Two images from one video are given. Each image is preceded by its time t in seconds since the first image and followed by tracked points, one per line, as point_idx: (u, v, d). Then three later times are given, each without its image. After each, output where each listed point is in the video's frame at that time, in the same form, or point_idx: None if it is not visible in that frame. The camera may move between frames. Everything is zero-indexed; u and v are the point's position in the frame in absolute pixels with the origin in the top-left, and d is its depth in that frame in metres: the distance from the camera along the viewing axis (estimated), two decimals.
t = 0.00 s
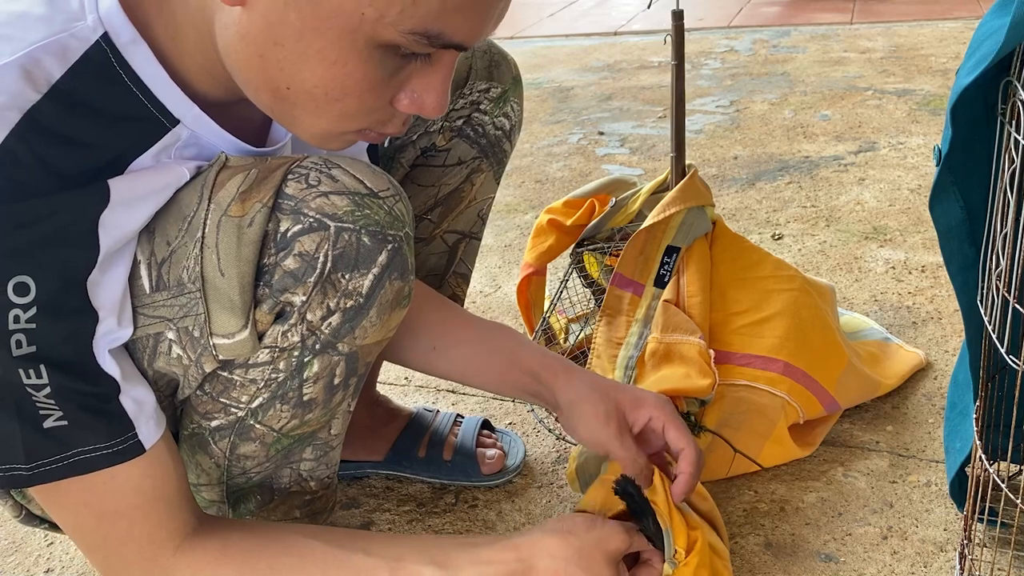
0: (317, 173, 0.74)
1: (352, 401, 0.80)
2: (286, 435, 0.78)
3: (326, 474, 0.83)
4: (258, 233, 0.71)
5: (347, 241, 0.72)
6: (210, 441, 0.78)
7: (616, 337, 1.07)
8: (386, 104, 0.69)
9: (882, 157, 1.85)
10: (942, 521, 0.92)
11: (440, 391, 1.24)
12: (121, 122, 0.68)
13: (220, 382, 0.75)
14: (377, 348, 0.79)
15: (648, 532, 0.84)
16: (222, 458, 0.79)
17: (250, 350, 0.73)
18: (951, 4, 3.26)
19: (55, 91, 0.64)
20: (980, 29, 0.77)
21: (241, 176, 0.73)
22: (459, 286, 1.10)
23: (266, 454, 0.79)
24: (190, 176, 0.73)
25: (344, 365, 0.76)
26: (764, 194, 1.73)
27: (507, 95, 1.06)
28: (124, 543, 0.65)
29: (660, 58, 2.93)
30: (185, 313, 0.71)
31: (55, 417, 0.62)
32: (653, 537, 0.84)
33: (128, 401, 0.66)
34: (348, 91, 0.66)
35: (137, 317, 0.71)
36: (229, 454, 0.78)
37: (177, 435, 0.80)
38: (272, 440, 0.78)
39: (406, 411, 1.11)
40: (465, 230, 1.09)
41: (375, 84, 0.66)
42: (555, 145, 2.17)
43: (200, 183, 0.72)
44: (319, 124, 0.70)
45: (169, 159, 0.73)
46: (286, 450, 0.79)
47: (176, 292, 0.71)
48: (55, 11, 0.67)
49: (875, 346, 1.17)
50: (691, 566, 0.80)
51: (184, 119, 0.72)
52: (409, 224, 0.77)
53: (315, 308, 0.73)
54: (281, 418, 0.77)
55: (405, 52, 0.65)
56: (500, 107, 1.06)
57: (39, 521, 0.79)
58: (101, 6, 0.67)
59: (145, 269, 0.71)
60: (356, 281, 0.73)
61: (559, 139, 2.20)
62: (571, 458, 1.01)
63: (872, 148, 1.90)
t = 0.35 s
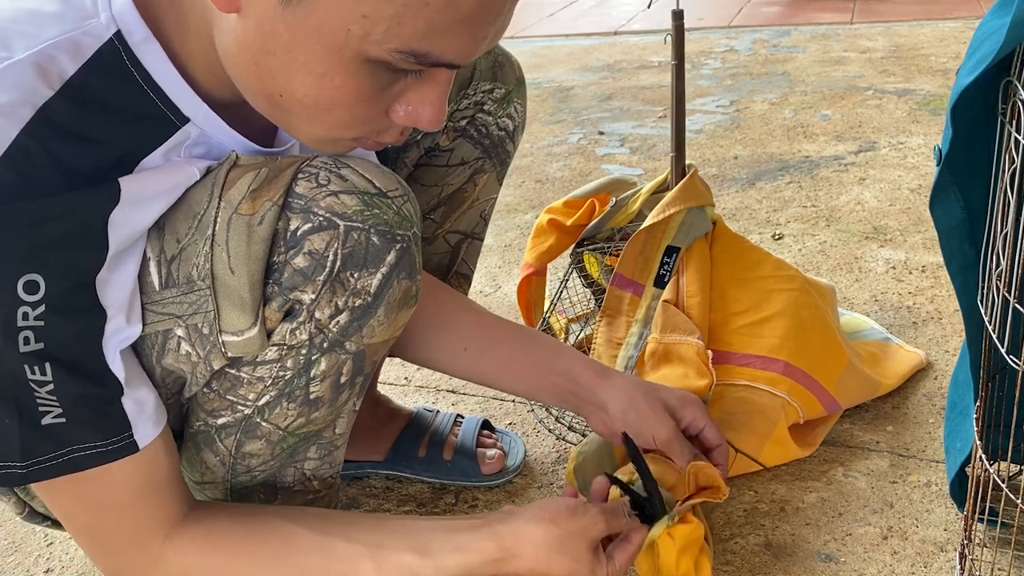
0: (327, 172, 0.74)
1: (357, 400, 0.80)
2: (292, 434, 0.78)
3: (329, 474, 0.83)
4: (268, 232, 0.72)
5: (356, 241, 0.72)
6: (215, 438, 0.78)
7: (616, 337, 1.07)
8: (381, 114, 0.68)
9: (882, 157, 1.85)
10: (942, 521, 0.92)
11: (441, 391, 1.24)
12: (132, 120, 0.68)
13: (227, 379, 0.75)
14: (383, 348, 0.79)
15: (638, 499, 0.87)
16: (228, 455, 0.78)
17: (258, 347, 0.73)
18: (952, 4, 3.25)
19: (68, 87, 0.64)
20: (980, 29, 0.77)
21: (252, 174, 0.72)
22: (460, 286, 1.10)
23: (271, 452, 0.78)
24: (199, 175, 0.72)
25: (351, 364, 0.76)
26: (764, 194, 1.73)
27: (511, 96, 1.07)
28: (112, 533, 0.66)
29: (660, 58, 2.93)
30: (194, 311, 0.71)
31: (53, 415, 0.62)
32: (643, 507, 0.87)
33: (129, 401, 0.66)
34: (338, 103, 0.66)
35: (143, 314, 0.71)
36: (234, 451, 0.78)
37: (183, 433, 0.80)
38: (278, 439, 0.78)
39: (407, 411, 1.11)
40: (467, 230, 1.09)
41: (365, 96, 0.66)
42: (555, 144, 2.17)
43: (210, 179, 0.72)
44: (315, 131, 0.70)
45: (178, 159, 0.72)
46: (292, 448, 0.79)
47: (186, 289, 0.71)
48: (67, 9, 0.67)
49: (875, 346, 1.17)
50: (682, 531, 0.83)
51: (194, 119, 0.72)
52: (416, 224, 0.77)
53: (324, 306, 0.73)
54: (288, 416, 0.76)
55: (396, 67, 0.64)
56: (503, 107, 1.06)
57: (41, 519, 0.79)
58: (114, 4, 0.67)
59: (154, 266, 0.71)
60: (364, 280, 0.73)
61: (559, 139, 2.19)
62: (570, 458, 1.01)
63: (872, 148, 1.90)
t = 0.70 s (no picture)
0: (330, 172, 0.74)
1: (359, 400, 0.80)
2: (294, 434, 0.78)
3: (330, 474, 0.83)
4: (271, 231, 0.72)
5: (359, 240, 0.72)
6: (217, 437, 0.78)
7: (616, 337, 1.08)
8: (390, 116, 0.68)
9: (882, 157, 1.85)
10: (942, 521, 0.92)
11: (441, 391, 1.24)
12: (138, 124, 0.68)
13: (229, 378, 0.75)
14: (383, 349, 0.79)
15: (660, 499, 0.85)
16: (230, 455, 0.78)
17: (261, 347, 0.73)
18: (952, 4, 3.25)
19: (72, 93, 0.64)
20: (980, 29, 0.77)
21: (255, 174, 0.72)
22: (461, 285, 1.10)
23: (273, 451, 0.78)
24: (203, 176, 0.72)
25: (353, 363, 0.76)
26: (764, 194, 1.73)
27: (513, 97, 1.07)
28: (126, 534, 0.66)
29: (660, 58, 2.93)
30: (197, 310, 0.71)
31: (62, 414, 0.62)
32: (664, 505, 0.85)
33: (135, 397, 0.66)
34: (348, 107, 0.66)
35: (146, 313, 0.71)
36: (235, 452, 0.78)
37: (184, 432, 0.80)
38: (279, 439, 0.78)
39: (407, 411, 1.11)
40: (469, 230, 1.08)
41: (375, 99, 0.66)
42: (555, 144, 2.16)
43: (214, 181, 0.72)
44: (325, 132, 0.70)
45: (181, 158, 0.72)
46: (292, 448, 0.79)
47: (189, 288, 0.71)
48: (73, 12, 0.67)
49: (875, 346, 1.17)
50: (698, 543, 0.84)
51: (198, 121, 0.71)
52: (418, 225, 0.77)
53: (326, 306, 0.73)
54: (289, 416, 0.76)
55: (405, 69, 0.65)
56: (504, 107, 1.06)
57: (43, 519, 0.79)
58: (118, 8, 0.67)
59: (157, 265, 0.71)
60: (367, 280, 0.73)
61: (559, 139, 2.19)
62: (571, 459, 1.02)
63: (872, 148, 1.90)
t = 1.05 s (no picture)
0: (325, 178, 0.74)
1: (357, 405, 0.80)
2: (291, 440, 0.78)
3: (329, 477, 0.83)
4: (266, 239, 0.72)
5: (355, 248, 0.72)
6: (214, 444, 0.78)
7: (617, 337, 1.07)
8: (387, 122, 0.68)
9: (882, 157, 1.85)
10: (942, 521, 0.92)
11: (440, 391, 1.24)
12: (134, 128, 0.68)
13: (225, 386, 0.75)
14: (382, 355, 0.79)
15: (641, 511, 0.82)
16: (226, 461, 0.78)
17: (257, 355, 0.73)
18: (952, 4, 3.25)
19: (63, 98, 0.64)
20: (980, 29, 0.77)
21: (249, 182, 0.72)
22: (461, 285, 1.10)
23: (269, 458, 0.79)
24: (198, 182, 0.72)
25: (350, 371, 0.76)
26: (764, 194, 1.73)
27: (512, 96, 1.06)
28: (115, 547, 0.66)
29: (660, 58, 2.93)
30: (192, 319, 0.71)
31: (54, 425, 0.62)
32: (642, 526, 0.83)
33: (125, 409, 0.66)
34: (344, 112, 0.66)
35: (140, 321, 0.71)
36: (233, 456, 0.78)
37: (181, 437, 0.80)
38: (277, 445, 0.78)
39: (407, 411, 1.11)
40: (468, 230, 1.08)
41: (371, 105, 0.66)
42: (555, 144, 2.16)
43: (206, 188, 0.72)
44: (322, 138, 0.70)
45: (177, 164, 0.72)
46: (290, 453, 0.79)
47: (183, 297, 0.71)
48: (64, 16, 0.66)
49: (875, 346, 1.17)
50: (685, 555, 0.80)
51: (193, 126, 0.71)
52: (416, 230, 0.77)
53: (322, 314, 0.73)
54: (286, 423, 0.76)
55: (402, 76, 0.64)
56: (504, 108, 1.06)
57: (41, 521, 0.79)
58: (110, 12, 0.67)
59: (151, 274, 0.71)
60: (364, 288, 0.73)
61: (559, 139, 2.19)
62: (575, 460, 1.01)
63: (872, 148, 1.90)
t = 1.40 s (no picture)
0: (327, 183, 0.74)
1: (358, 409, 0.80)
2: (292, 444, 0.78)
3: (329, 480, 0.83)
4: (268, 244, 0.71)
5: (358, 254, 0.72)
6: (215, 447, 0.78)
7: (617, 337, 1.07)
8: (388, 119, 0.68)
9: (882, 157, 1.85)
10: (942, 521, 0.92)
11: (440, 391, 1.24)
12: (132, 130, 0.68)
13: (226, 391, 0.74)
14: (384, 360, 0.79)
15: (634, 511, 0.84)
16: (227, 465, 0.78)
17: (259, 361, 0.73)
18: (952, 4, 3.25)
19: (61, 102, 0.64)
20: (980, 30, 0.77)
21: (252, 187, 0.72)
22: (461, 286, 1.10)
23: (271, 462, 0.78)
24: (199, 187, 0.72)
25: (352, 377, 0.76)
26: (764, 194, 1.72)
27: (513, 97, 1.06)
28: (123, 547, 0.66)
29: (660, 58, 2.93)
30: (194, 325, 0.71)
31: (60, 424, 0.63)
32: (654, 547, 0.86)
33: (134, 409, 0.65)
34: (344, 111, 0.66)
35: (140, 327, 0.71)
36: (233, 461, 0.78)
37: (181, 439, 0.80)
38: (278, 449, 0.78)
39: (407, 411, 1.11)
40: (468, 231, 1.08)
41: (371, 105, 0.66)
42: (555, 144, 2.16)
43: (208, 191, 0.72)
44: (321, 136, 0.70)
45: (178, 168, 0.72)
46: (291, 457, 0.79)
47: (185, 303, 0.71)
48: (60, 18, 0.66)
49: (875, 346, 1.17)
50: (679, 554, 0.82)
51: (191, 127, 0.71)
52: (418, 235, 0.77)
53: (325, 320, 0.73)
54: (288, 427, 0.76)
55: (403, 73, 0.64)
56: (505, 109, 1.06)
57: (41, 523, 0.79)
58: (104, 14, 0.67)
59: (154, 279, 0.71)
60: (366, 294, 0.73)
61: (559, 139, 2.19)
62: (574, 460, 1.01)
63: (872, 148, 1.90)
